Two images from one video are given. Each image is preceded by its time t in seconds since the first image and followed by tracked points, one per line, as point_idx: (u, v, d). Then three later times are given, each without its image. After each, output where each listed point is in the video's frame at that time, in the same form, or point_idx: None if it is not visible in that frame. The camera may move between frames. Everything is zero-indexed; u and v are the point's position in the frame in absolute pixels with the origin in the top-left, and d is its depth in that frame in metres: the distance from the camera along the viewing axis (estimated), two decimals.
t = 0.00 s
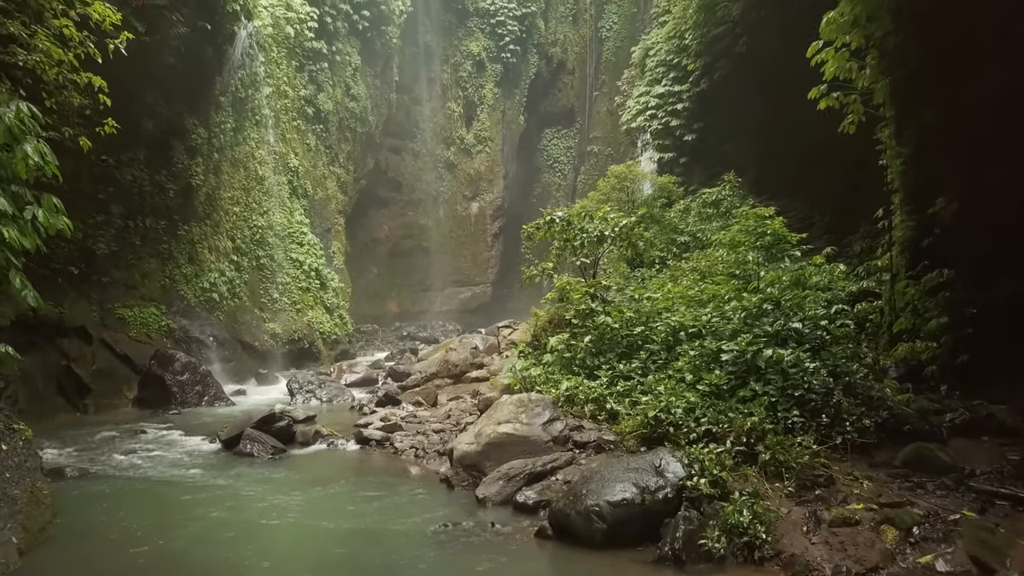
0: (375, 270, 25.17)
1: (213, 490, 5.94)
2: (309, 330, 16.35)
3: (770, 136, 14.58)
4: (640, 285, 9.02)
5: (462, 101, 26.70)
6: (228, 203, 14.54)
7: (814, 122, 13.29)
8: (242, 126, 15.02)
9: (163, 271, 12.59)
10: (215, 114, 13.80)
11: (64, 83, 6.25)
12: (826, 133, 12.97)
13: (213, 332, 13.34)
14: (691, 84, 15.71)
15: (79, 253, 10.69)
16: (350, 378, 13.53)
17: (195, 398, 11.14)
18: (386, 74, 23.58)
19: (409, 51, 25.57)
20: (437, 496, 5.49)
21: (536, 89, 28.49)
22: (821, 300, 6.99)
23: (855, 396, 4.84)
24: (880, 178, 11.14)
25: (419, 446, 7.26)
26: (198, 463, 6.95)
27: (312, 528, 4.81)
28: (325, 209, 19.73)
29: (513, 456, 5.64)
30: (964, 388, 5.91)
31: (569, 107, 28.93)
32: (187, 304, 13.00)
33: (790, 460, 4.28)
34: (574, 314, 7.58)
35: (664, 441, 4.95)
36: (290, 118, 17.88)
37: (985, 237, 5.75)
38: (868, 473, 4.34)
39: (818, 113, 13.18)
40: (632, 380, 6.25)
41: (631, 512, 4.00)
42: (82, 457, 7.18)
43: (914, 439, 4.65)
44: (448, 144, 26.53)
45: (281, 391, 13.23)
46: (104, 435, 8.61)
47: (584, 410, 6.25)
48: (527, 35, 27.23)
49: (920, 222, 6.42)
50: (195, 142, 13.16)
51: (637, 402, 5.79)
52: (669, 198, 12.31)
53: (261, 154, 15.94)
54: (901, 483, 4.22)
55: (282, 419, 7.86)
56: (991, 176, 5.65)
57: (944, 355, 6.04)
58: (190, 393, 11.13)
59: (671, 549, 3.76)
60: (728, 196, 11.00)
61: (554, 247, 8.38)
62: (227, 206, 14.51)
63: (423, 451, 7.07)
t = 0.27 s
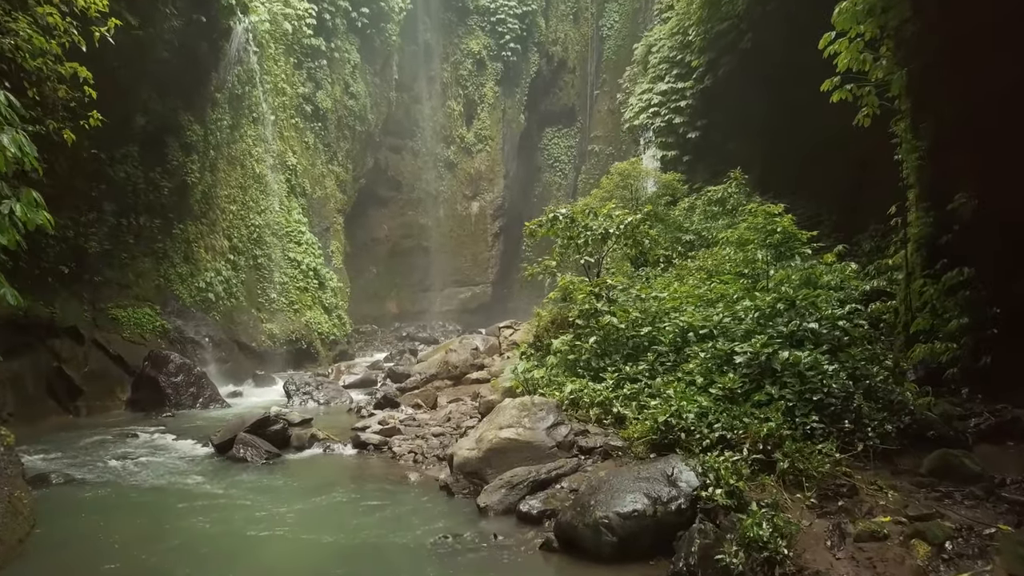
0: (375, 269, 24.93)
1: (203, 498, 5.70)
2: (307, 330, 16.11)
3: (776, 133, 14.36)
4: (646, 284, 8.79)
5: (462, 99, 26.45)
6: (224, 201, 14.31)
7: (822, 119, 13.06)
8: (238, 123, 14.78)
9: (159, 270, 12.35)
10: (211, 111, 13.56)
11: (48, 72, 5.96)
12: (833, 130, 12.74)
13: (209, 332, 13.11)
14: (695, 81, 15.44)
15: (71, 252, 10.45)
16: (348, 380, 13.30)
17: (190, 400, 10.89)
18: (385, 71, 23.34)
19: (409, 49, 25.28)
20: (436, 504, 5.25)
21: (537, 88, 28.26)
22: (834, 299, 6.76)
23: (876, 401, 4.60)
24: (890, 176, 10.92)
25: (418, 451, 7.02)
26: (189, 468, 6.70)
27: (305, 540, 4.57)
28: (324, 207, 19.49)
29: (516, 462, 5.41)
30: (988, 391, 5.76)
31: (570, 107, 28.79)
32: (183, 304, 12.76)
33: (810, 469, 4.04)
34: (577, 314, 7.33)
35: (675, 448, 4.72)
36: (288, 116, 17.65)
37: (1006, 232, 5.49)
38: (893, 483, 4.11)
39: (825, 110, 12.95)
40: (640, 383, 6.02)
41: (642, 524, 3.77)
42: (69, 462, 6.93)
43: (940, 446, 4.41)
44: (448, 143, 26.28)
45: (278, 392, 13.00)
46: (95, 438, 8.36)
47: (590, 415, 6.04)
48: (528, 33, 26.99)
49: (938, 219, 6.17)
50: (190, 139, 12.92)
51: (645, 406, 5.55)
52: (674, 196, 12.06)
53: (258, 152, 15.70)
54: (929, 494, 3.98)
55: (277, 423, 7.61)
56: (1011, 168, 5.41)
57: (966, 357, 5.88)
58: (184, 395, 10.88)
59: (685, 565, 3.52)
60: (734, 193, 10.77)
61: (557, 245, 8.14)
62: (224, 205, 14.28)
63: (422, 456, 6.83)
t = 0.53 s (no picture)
0: (374, 270, 24.72)
1: (194, 507, 5.49)
2: (306, 331, 15.91)
3: (782, 131, 14.15)
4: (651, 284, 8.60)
5: (462, 99, 26.25)
6: (221, 200, 14.10)
7: (828, 117, 12.83)
8: (236, 122, 14.58)
9: (154, 270, 12.15)
10: (208, 109, 13.36)
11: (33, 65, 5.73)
12: (840, 128, 12.52)
13: (205, 334, 12.91)
14: (698, 78, 15.19)
15: (63, 252, 10.24)
16: (347, 382, 13.09)
17: (185, 403, 10.69)
18: (385, 70, 23.14)
19: (409, 48, 25.10)
20: (436, 514, 5.05)
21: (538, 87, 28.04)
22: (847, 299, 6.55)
23: (897, 407, 4.40)
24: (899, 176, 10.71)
25: (417, 457, 6.81)
26: (181, 475, 6.47)
27: (298, 555, 4.37)
28: (323, 207, 19.28)
29: (520, 470, 5.20)
30: (1008, 396, 5.56)
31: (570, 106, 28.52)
32: (179, 305, 12.56)
33: (831, 480, 3.84)
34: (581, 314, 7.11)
35: (686, 456, 4.52)
36: (286, 115, 17.44)
37: None
38: (918, 494, 3.90)
39: (832, 107, 12.73)
40: (648, 387, 5.80)
41: (654, 539, 3.56)
42: (59, 468, 6.74)
43: (966, 455, 4.20)
44: (448, 143, 26.10)
45: (275, 394, 12.78)
46: (87, 443, 8.16)
47: (597, 421, 5.83)
48: (528, 32, 26.81)
49: (955, 218, 5.94)
50: (186, 136, 12.72)
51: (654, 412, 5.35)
52: (678, 195, 11.85)
53: (256, 150, 15.49)
54: (957, 506, 3.77)
55: (273, 427, 7.39)
56: None
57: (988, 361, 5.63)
58: (180, 398, 10.67)
59: None
60: (740, 192, 10.56)
61: (560, 243, 7.93)
62: (221, 204, 14.09)
63: (422, 462, 6.63)
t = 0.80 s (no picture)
0: (374, 270, 24.47)
1: (182, 521, 5.24)
2: (304, 333, 15.66)
3: (789, 130, 13.87)
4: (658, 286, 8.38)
5: (463, 98, 26.02)
6: (218, 200, 13.86)
7: (837, 116, 12.56)
8: (232, 120, 14.35)
9: (149, 271, 11.90)
10: (204, 106, 13.13)
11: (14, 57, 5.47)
12: (850, 127, 12.25)
13: (201, 336, 12.67)
14: (703, 76, 14.92)
15: (54, 252, 9.99)
16: (346, 384, 12.83)
17: (179, 407, 10.44)
18: (385, 69, 22.90)
19: (409, 47, 24.88)
20: (437, 529, 4.81)
21: (538, 86, 27.77)
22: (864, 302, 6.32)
23: (926, 416, 4.14)
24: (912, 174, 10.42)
25: (417, 465, 6.57)
26: (171, 485, 6.21)
27: None
28: (321, 207, 19.03)
29: (526, 482, 4.95)
30: None
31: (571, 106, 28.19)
32: (174, 306, 12.31)
33: (860, 496, 3.60)
34: (586, 317, 6.84)
35: (703, 468, 4.28)
36: (284, 113, 17.20)
37: None
38: (954, 510, 3.64)
39: (840, 105, 12.46)
40: (659, 394, 5.55)
41: (672, 560, 3.29)
42: (45, 477, 6.50)
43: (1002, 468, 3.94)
44: (448, 142, 25.86)
45: (272, 398, 12.52)
46: (77, 449, 7.93)
47: (605, 429, 5.57)
48: (529, 30, 26.58)
49: (979, 217, 5.67)
50: (181, 134, 12.47)
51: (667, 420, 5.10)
52: (684, 194, 11.60)
53: (254, 149, 15.25)
54: (996, 524, 3.50)
55: (267, 434, 7.13)
56: None
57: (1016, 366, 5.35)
58: (174, 402, 10.42)
59: None
60: (748, 190, 10.31)
61: (564, 242, 7.67)
62: (217, 203, 13.85)
63: (422, 471, 6.38)
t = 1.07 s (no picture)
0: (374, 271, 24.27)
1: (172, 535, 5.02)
2: (303, 335, 15.45)
3: (797, 129, 13.69)
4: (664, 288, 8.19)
5: (463, 97, 25.82)
6: (215, 200, 13.66)
7: (846, 114, 12.39)
8: (230, 119, 14.15)
9: (144, 272, 11.70)
10: (200, 105, 12.93)
11: None
12: (860, 125, 12.09)
13: (198, 338, 12.45)
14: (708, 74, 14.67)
15: (46, 253, 9.77)
16: (345, 387, 12.62)
17: (175, 411, 10.20)
18: (385, 68, 22.70)
19: (409, 46, 24.69)
20: (439, 545, 4.60)
21: (539, 85, 27.58)
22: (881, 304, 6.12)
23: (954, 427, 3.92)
24: (927, 176, 10.29)
25: (418, 474, 6.35)
26: (163, 495, 5.99)
27: None
28: (321, 207, 18.82)
29: (531, 494, 4.73)
30: None
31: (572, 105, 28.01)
32: (171, 308, 12.10)
33: (889, 514, 3.46)
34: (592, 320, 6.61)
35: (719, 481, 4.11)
36: (283, 112, 17.00)
37: None
38: (987, 528, 3.47)
39: (850, 104, 12.26)
40: (671, 401, 5.35)
41: None
42: (34, 487, 6.28)
43: None
44: (448, 142, 25.66)
45: (270, 401, 12.31)
46: (68, 456, 7.71)
47: (612, 437, 5.38)
48: (529, 29, 26.39)
49: (1000, 216, 5.40)
50: (177, 133, 12.27)
51: (680, 429, 4.92)
52: (690, 193, 11.36)
53: (251, 149, 15.05)
54: None
55: (263, 441, 6.90)
56: None
57: None
58: (169, 406, 10.18)
59: None
60: (755, 190, 10.10)
61: (569, 243, 7.47)
62: (215, 203, 13.65)
63: (423, 481, 6.16)
